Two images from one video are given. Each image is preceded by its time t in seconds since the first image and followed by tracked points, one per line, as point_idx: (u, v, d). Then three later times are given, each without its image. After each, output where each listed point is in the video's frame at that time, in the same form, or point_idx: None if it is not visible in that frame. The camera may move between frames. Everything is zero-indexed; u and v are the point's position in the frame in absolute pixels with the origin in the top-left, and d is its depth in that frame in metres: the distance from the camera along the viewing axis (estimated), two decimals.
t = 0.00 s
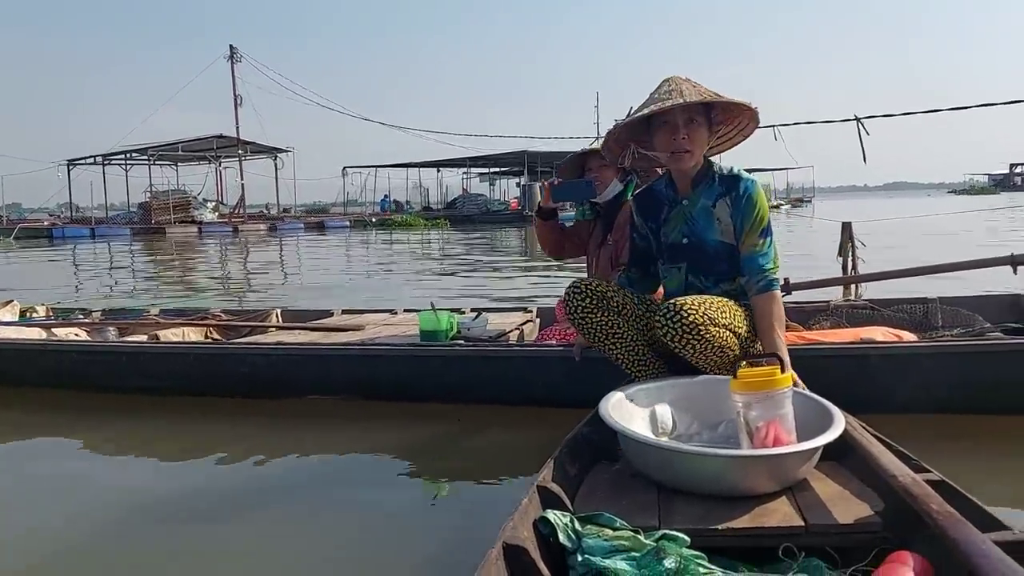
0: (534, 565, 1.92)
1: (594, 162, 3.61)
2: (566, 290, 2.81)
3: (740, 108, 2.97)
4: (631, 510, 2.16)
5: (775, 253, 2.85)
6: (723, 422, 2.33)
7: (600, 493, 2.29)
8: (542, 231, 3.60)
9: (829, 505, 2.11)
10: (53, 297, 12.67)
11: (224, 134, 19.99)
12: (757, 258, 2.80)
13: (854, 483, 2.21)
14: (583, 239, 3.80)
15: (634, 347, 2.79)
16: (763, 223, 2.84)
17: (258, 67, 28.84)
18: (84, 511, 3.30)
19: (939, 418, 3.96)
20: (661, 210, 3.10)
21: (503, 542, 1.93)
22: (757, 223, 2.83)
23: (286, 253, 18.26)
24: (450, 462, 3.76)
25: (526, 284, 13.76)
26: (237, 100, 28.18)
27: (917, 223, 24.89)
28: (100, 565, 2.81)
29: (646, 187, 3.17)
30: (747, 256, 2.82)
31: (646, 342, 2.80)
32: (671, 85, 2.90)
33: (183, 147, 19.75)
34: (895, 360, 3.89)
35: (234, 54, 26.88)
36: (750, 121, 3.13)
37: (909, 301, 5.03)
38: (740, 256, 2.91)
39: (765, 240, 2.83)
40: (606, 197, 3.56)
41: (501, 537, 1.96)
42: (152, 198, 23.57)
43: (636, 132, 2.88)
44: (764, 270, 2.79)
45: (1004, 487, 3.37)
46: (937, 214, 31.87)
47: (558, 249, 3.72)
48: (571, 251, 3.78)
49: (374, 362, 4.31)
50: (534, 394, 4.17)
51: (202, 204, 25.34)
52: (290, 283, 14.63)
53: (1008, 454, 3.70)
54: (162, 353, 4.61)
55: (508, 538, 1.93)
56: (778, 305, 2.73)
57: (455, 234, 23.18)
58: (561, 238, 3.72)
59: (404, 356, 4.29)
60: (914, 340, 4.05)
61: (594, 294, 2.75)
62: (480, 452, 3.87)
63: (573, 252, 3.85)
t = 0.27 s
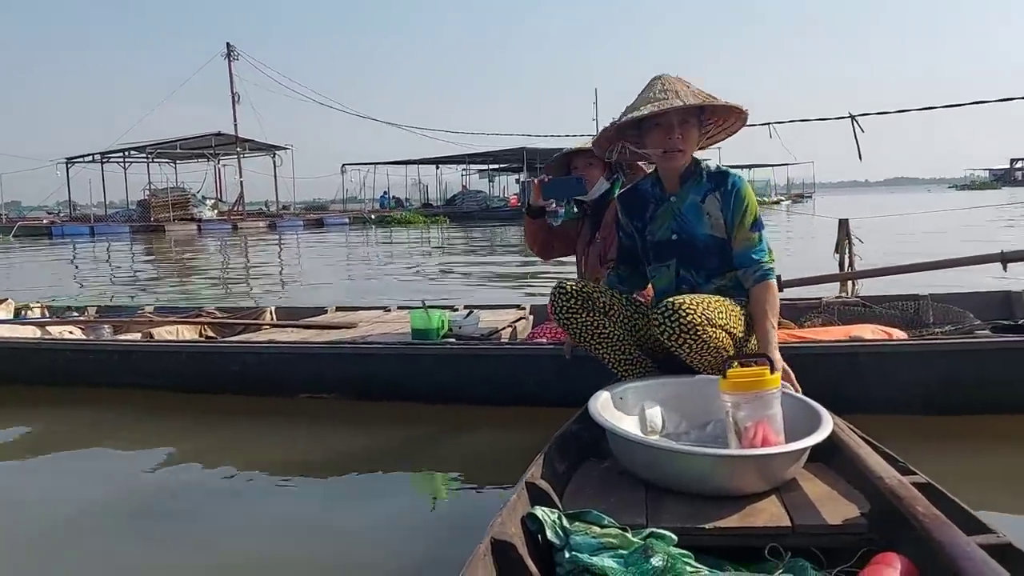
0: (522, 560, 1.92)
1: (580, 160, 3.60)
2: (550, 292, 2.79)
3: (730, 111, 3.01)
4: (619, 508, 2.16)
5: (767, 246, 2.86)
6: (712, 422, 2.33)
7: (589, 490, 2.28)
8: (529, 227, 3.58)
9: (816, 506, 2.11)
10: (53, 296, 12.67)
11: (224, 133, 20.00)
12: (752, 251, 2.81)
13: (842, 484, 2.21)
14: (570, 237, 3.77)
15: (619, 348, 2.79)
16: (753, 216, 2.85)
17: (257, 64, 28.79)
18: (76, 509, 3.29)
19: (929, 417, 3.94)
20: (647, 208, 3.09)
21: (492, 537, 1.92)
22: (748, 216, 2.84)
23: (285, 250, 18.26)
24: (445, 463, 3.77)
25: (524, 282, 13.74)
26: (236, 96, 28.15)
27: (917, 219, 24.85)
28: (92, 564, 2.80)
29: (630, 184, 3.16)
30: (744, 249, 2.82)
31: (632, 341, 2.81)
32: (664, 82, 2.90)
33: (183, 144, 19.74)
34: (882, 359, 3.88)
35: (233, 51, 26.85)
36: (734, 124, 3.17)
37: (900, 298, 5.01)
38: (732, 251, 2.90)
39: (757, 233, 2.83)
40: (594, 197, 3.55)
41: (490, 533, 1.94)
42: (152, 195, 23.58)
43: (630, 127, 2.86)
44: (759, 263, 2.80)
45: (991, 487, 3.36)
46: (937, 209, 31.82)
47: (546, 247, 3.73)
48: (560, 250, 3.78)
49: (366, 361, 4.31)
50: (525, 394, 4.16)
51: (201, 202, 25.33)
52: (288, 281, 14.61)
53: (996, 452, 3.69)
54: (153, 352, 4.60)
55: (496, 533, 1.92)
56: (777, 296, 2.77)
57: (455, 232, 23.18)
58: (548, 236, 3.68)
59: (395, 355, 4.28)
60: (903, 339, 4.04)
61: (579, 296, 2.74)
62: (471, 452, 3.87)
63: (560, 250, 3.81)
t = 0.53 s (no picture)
0: (504, 555, 1.94)
1: (568, 163, 3.69)
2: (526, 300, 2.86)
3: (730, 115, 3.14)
4: (602, 505, 2.18)
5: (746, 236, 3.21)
6: (697, 421, 2.35)
7: (573, 487, 2.31)
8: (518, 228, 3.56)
9: (799, 506, 2.13)
10: (54, 293, 12.71)
11: (227, 131, 20.05)
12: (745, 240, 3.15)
13: (825, 485, 2.23)
14: (559, 240, 3.76)
15: (599, 351, 2.85)
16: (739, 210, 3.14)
17: (260, 62, 28.83)
18: (72, 504, 3.31)
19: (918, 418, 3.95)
20: (632, 202, 3.11)
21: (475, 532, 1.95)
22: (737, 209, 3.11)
23: (285, 249, 18.29)
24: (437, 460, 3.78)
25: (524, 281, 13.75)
26: (239, 95, 28.18)
27: (919, 218, 24.79)
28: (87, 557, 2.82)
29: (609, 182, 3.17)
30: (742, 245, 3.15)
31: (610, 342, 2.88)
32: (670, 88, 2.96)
33: (185, 143, 19.78)
34: (868, 361, 3.89)
35: (236, 50, 26.88)
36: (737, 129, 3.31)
37: (888, 301, 5.00)
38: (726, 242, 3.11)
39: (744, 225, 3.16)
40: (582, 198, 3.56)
41: (474, 529, 1.98)
42: (154, 193, 23.64)
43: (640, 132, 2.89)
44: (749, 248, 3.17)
45: (980, 489, 3.35)
46: (940, 208, 31.76)
47: (535, 250, 3.70)
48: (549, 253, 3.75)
49: (359, 360, 4.33)
50: (515, 395, 4.18)
51: (203, 200, 25.37)
52: (288, 279, 14.64)
53: (986, 455, 3.68)
54: (146, 351, 4.62)
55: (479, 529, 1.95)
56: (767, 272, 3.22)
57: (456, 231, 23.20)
58: (538, 239, 3.66)
59: (387, 355, 4.30)
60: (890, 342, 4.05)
61: (557, 301, 2.79)
62: (461, 452, 3.89)
63: (549, 254, 3.77)
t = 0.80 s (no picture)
0: (495, 559, 1.94)
1: (562, 166, 3.71)
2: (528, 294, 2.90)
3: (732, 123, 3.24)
4: (593, 507, 2.18)
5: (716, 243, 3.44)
6: (688, 421, 2.36)
7: (564, 489, 2.31)
8: (512, 230, 3.64)
9: (788, 506, 2.13)
10: (56, 292, 12.72)
11: (230, 130, 20.07)
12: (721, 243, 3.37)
13: (814, 485, 2.24)
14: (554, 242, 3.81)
15: (598, 348, 2.83)
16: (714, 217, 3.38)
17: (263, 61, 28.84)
18: (68, 504, 3.31)
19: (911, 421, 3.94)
20: (627, 199, 3.11)
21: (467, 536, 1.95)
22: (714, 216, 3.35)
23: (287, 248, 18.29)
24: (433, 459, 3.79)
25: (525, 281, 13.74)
26: (242, 94, 28.18)
27: (923, 218, 24.72)
28: (85, 556, 2.83)
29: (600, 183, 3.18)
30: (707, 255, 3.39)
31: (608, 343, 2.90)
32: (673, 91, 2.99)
33: (187, 142, 19.80)
34: (856, 371, 3.88)
35: (239, 49, 26.89)
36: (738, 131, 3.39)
37: (881, 305, 4.97)
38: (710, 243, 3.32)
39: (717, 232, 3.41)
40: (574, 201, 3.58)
41: (464, 532, 1.98)
42: (157, 192, 23.67)
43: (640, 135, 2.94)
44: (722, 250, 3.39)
45: (970, 492, 3.35)
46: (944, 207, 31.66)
47: (530, 253, 3.79)
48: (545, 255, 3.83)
49: (354, 361, 4.33)
50: (508, 397, 4.17)
51: (206, 199, 25.38)
52: (290, 279, 14.64)
53: (979, 459, 3.67)
54: (140, 353, 4.61)
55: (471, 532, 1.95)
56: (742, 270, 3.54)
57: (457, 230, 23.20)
58: (532, 241, 3.75)
59: (380, 357, 4.30)
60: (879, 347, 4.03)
61: (559, 294, 2.85)
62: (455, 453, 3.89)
63: (544, 255, 3.84)
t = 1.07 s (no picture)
0: (497, 559, 1.87)
1: (562, 165, 3.73)
2: (534, 287, 2.88)
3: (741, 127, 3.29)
4: (593, 506, 2.17)
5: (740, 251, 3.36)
6: (687, 420, 2.36)
7: (564, 489, 2.32)
8: (513, 230, 3.70)
9: (787, 504, 2.12)
10: (65, 291, 12.81)
11: (238, 130, 20.17)
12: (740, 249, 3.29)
13: (813, 483, 2.23)
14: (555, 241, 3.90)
15: (602, 345, 2.82)
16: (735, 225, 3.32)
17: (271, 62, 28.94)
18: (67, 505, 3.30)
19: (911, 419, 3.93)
20: (636, 198, 3.16)
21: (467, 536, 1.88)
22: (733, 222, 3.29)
23: (294, 248, 18.35)
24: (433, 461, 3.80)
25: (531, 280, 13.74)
26: (250, 95, 28.30)
27: (932, 218, 24.64)
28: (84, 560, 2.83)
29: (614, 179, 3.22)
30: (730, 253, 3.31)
31: (610, 340, 2.88)
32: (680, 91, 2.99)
33: (196, 142, 19.90)
34: (857, 367, 3.86)
35: (247, 49, 27.00)
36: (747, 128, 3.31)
37: (882, 303, 4.95)
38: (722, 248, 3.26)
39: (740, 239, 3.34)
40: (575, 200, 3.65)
41: (465, 532, 1.90)
42: (166, 192, 23.80)
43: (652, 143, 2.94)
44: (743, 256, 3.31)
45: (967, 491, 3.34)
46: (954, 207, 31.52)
47: (532, 252, 3.86)
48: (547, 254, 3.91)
49: (352, 360, 4.35)
50: (507, 395, 4.18)
51: (214, 199, 25.51)
52: (297, 278, 14.68)
53: (979, 458, 3.65)
54: (142, 352, 4.62)
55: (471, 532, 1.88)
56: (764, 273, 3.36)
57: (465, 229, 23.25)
58: (533, 241, 3.82)
59: (380, 355, 4.30)
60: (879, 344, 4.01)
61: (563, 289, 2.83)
62: (454, 452, 3.89)
63: (546, 255, 3.91)
